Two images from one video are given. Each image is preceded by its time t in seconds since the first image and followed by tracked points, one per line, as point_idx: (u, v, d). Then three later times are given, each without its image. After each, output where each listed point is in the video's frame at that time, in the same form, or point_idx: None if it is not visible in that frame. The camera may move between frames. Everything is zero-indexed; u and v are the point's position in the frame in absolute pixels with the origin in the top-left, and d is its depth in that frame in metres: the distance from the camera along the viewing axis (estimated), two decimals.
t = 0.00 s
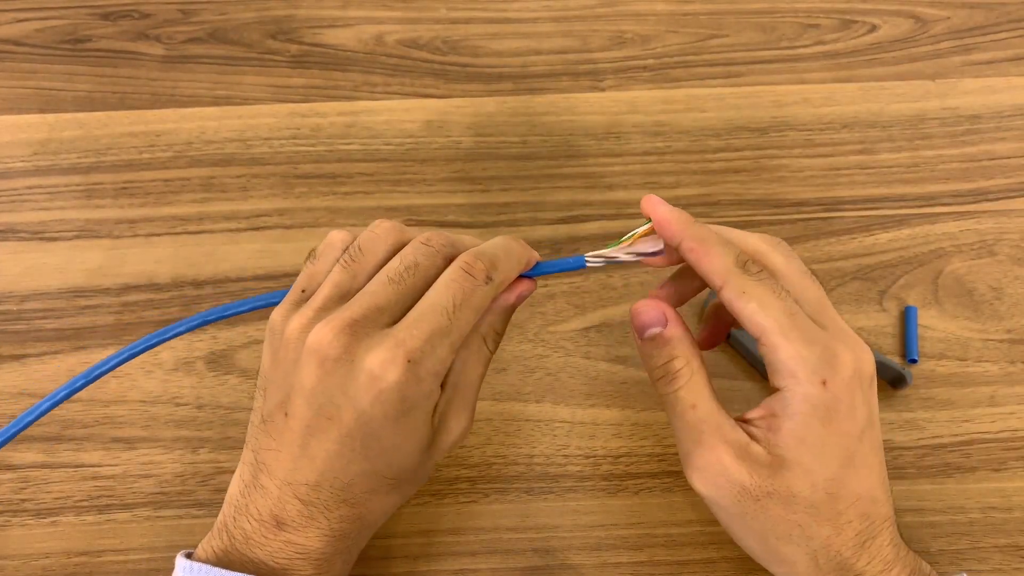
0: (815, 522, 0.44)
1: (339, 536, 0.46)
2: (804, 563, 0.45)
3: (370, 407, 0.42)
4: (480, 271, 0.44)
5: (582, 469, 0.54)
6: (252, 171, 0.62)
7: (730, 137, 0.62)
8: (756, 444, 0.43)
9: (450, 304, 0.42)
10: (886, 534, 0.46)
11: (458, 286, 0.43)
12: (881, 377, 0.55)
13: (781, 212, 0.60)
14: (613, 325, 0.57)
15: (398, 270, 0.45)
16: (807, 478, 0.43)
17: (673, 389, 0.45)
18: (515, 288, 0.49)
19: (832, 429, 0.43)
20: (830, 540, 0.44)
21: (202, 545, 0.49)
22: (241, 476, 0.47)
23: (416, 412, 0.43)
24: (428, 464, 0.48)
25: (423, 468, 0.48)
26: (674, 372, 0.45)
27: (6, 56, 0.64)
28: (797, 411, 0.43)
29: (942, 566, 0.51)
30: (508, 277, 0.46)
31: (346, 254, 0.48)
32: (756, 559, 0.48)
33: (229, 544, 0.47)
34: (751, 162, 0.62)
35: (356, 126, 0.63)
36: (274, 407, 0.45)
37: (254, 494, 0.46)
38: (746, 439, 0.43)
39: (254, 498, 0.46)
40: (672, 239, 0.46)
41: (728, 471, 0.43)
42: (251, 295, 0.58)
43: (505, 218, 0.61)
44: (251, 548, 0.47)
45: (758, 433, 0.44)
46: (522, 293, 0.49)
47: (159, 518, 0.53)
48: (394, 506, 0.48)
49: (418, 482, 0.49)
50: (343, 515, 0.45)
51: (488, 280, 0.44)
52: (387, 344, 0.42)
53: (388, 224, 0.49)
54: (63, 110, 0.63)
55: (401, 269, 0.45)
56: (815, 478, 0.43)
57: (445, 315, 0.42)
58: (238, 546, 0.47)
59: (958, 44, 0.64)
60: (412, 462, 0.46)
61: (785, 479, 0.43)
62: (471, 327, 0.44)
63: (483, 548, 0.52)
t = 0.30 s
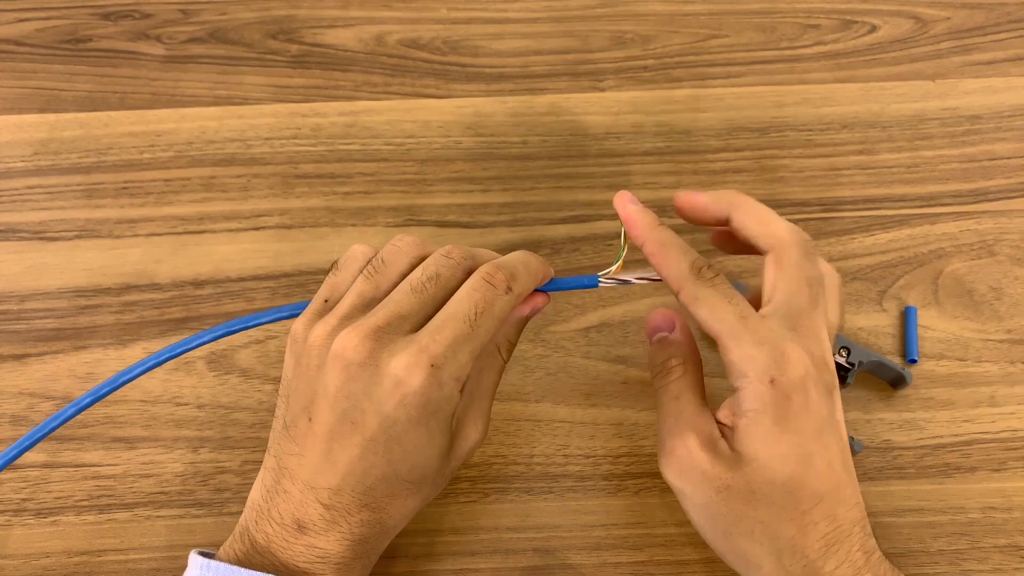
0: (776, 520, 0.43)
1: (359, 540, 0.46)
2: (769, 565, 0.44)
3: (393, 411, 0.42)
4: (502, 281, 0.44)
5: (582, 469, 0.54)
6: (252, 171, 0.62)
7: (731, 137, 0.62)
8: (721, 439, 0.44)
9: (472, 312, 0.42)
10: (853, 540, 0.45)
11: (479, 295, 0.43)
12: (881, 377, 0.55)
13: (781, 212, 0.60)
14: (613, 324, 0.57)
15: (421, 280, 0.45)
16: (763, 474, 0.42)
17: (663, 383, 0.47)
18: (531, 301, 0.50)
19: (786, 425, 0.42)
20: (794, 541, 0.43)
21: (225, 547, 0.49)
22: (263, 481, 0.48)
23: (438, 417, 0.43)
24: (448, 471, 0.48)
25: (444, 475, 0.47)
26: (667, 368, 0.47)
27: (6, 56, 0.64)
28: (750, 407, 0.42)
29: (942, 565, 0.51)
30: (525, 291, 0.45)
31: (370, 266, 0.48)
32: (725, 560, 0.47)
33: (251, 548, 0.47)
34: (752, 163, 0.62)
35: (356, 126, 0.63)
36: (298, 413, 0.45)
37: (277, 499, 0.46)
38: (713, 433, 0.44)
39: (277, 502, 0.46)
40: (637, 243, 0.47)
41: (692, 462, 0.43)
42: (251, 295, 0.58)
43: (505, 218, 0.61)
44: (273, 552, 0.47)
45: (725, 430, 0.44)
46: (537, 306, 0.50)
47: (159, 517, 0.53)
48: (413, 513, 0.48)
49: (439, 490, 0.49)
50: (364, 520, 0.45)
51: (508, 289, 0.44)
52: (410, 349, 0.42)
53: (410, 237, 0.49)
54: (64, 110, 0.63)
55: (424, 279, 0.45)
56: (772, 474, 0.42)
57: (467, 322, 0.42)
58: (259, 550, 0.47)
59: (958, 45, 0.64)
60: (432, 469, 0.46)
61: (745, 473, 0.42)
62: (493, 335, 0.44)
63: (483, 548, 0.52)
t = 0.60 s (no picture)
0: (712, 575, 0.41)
1: (377, 543, 0.46)
2: None
3: (405, 414, 0.42)
4: (501, 274, 0.45)
5: (582, 469, 0.54)
6: (252, 171, 0.62)
7: (731, 137, 0.62)
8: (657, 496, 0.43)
9: (476, 312, 0.43)
10: None
11: (480, 291, 0.43)
12: (882, 378, 0.56)
13: (781, 212, 0.60)
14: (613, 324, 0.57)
15: (433, 284, 0.46)
16: (693, 529, 0.41)
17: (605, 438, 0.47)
18: (542, 301, 0.50)
19: (711, 479, 0.41)
20: None
21: (247, 548, 0.49)
22: (283, 485, 0.48)
23: (450, 419, 0.43)
24: (464, 473, 0.47)
25: (460, 477, 0.47)
26: (609, 422, 0.47)
27: (6, 56, 0.64)
28: (675, 462, 0.41)
29: (942, 566, 0.51)
30: (527, 277, 0.46)
31: (387, 272, 0.49)
32: None
33: (271, 550, 0.47)
34: (752, 162, 0.62)
35: (356, 127, 0.63)
36: (315, 416, 0.45)
37: (296, 502, 0.46)
38: (647, 491, 0.43)
39: (297, 504, 0.46)
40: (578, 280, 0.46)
41: (628, 520, 0.43)
42: (251, 295, 0.58)
43: (505, 218, 0.61)
44: (293, 553, 0.46)
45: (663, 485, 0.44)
46: (549, 304, 0.50)
47: (160, 517, 0.53)
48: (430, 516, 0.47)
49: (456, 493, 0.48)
50: (381, 522, 0.45)
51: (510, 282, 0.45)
52: (419, 352, 0.42)
53: (428, 245, 0.50)
54: (63, 110, 0.63)
55: (435, 283, 0.46)
56: (703, 529, 0.41)
57: (471, 321, 0.43)
58: (280, 552, 0.47)
59: (958, 45, 0.64)
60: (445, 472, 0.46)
61: (676, 529, 0.41)
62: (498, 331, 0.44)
63: (483, 548, 0.52)
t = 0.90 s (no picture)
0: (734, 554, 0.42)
1: (389, 542, 0.46)
2: None
3: (418, 411, 0.42)
4: (525, 278, 0.43)
5: (582, 469, 0.54)
6: (252, 171, 0.62)
7: (731, 137, 0.62)
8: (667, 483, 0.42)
9: (495, 312, 0.42)
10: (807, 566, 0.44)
11: (501, 292, 0.43)
12: (882, 378, 0.56)
13: (781, 212, 0.60)
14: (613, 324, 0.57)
15: (446, 281, 0.46)
16: (713, 510, 0.41)
17: (596, 436, 0.46)
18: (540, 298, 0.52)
19: (729, 461, 0.41)
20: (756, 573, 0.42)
21: (259, 547, 0.49)
22: (298, 483, 0.48)
23: (463, 416, 0.43)
24: (477, 471, 0.47)
25: (472, 476, 0.47)
26: (597, 419, 0.47)
27: (6, 56, 0.64)
28: (692, 445, 0.41)
29: (942, 565, 0.51)
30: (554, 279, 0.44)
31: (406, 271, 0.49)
32: None
33: (284, 548, 0.47)
34: (752, 162, 0.62)
35: (356, 126, 0.63)
36: (331, 413, 0.46)
37: (310, 500, 0.47)
38: (656, 479, 0.43)
39: (309, 503, 0.47)
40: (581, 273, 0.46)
41: (641, 510, 0.42)
42: (251, 294, 0.58)
43: (505, 218, 0.61)
44: (305, 552, 0.47)
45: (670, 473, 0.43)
46: (547, 302, 0.52)
47: (160, 517, 0.53)
48: (442, 516, 0.47)
49: (468, 492, 0.48)
50: (393, 521, 0.45)
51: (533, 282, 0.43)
52: (435, 350, 0.42)
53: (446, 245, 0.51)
54: (63, 110, 0.63)
55: (450, 280, 0.46)
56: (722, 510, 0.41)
57: (490, 322, 0.42)
58: (293, 550, 0.47)
59: (958, 45, 0.64)
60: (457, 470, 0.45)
61: (696, 514, 0.41)
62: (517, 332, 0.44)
63: (483, 548, 0.52)
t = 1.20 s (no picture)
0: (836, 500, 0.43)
1: (386, 540, 0.46)
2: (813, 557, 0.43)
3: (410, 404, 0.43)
4: (513, 267, 0.44)
5: (582, 469, 0.54)
6: (252, 171, 0.62)
7: (731, 137, 0.62)
8: (795, 417, 0.42)
9: (483, 302, 0.43)
10: (878, 533, 0.45)
11: (489, 283, 0.43)
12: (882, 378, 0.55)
13: (781, 212, 0.60)
14: (613, 324, 0.57)
15: (435, 271, 0.46)
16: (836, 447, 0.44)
17: (732, 345, 0.41)
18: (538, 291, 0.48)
19: (858, 405, 0.45)
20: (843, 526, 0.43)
21: (261, 547, 0.50)
22: (298, 481, 0.48)
23: (455, 409, 0.44)
24: (476, 470, 0.47)
25: (471, 475, 0.47)
26: (733, 328, 0.41)
27: (6, 56, 0.64)
28: (858, 378, 0.46)
29: (941, 565, 0.51)
30: (543, 271, 0.45)
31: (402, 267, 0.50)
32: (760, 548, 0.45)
33: (283, 546, 0.47)
34: (752, 162, 0.62)
35: (356, 127, 0.63)
36: (327, 408, 0.47)
37: (308, 496, 0.47)
38: (787, 411, 0.42)
39: (308, 500, 0.47)
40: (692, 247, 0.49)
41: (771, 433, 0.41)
42: (251, 295, 0.58)
43: (505, 218, 0.61)
44: (303, 550, 0.47)
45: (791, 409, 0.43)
46: (547, 296, 0.49)
47: (160, 517, 0.53)
48: (441, 515, 0.47)
49: (468, 493, 0.48)
50: (388, 518, 0.45)
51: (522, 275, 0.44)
52: (425, 341, 0.43)
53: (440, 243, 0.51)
54: (63, 110, 0.63)
55: (438, 270, 0.46)
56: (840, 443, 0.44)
57: (479, 312, 0.43)
58: (291, 548, 0.47)
59: (958, 45, 0.64)
60: (453, 467, 0.45)
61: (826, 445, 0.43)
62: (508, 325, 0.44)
63: (483, 548, 0.52)
